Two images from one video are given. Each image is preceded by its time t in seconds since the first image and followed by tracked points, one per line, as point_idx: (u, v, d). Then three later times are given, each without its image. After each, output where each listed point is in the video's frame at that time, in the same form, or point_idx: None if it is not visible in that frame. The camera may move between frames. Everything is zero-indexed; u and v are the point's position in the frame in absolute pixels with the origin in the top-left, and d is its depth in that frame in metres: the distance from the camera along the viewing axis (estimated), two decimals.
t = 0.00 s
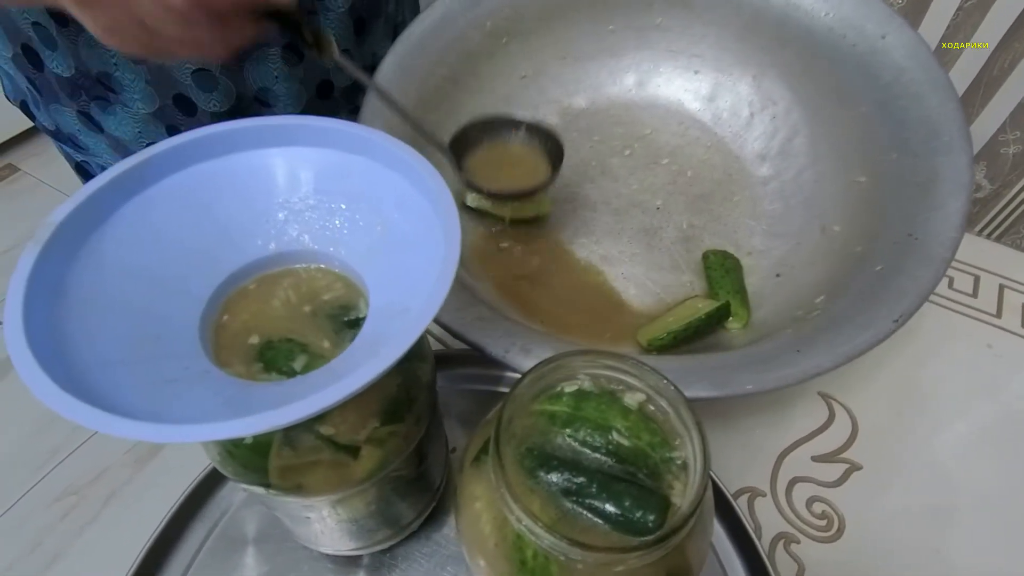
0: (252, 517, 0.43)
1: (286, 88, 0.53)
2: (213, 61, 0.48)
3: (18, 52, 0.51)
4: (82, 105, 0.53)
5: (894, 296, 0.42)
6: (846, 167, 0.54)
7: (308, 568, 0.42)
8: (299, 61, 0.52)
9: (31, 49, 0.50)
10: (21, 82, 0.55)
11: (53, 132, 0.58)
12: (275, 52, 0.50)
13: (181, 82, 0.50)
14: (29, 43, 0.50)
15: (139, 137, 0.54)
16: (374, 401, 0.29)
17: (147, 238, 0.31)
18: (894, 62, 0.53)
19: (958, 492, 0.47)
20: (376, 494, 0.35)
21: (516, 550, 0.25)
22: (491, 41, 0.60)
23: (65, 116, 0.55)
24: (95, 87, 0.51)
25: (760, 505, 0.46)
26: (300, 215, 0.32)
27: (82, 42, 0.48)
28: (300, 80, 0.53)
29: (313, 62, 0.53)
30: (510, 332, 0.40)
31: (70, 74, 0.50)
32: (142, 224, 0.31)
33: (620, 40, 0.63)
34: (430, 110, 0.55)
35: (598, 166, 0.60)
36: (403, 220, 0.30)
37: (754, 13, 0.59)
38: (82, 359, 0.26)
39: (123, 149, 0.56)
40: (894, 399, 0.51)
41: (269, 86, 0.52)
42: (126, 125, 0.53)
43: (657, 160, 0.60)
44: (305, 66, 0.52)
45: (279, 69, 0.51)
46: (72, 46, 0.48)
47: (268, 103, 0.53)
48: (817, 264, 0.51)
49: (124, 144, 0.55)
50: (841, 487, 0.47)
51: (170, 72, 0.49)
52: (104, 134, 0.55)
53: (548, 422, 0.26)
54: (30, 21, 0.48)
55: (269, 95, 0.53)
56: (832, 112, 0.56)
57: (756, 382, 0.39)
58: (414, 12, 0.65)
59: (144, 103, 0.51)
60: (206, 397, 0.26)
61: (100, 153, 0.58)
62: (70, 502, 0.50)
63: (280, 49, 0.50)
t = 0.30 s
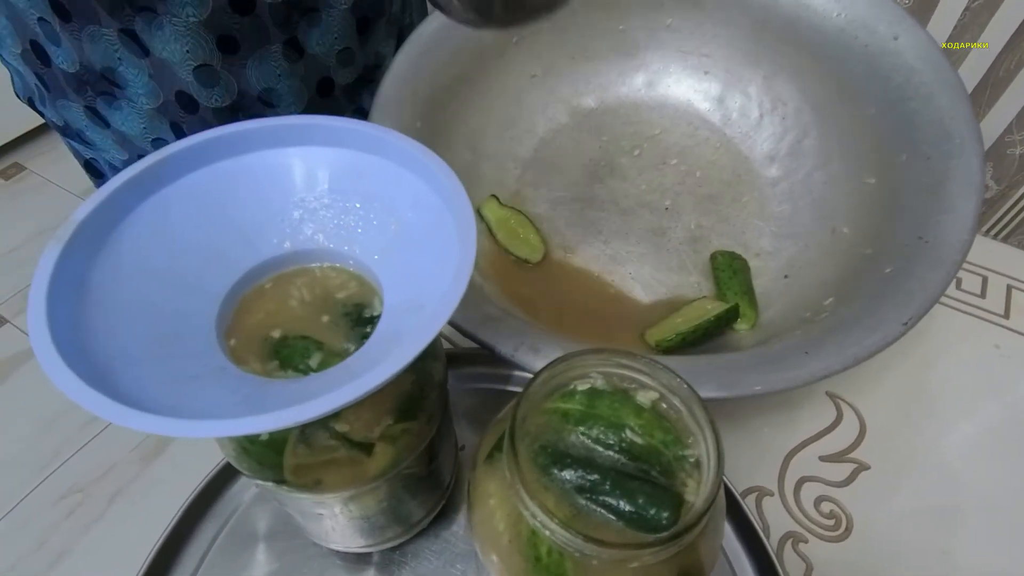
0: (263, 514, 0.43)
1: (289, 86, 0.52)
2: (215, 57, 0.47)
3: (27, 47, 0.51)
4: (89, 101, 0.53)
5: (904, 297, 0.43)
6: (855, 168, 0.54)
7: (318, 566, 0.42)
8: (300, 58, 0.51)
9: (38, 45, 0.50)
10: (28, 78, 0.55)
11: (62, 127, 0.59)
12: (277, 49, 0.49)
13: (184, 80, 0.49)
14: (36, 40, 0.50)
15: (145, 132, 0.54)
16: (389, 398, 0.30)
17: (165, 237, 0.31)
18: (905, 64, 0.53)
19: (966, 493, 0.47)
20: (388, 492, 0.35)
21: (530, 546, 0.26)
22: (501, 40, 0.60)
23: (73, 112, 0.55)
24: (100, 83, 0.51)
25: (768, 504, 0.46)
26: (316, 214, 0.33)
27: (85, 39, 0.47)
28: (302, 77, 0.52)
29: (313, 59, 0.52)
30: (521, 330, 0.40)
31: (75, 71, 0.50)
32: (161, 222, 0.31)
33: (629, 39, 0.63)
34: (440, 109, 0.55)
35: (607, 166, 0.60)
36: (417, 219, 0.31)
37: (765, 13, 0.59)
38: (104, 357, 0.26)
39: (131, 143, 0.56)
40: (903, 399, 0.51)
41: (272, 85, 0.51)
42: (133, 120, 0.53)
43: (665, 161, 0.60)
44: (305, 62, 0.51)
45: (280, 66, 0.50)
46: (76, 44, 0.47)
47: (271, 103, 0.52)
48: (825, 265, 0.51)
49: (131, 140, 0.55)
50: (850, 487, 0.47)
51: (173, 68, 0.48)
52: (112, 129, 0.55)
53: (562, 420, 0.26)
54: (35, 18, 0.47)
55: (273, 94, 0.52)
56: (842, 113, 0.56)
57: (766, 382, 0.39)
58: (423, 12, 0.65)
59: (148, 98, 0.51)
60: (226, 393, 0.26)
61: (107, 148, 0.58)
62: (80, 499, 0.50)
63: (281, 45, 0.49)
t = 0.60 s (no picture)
0: (267, 510, 0.44)
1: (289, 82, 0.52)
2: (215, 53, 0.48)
3: (32, 43, 0.51)
4: (93, 96, 0.53)
5: (905, 296, 0.43)
6: (856, 169, 0.54)
7: (322, 562, 0.42)
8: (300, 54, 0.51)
9: (43, 41, 0.50)
10: (34, 74, 0.56)
11: (67, 123, 0.59)
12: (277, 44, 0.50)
13: (184, 75, 0.49)
14: (41, 35, 0.50)
15: (148, 128, 0.55)
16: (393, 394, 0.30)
17: (174, 233, 0.31)
18: (904, 69, 0.54)
19: (966, 491, 0.47)
20: (392, 487, 0.36)
21: (533, 540, 0.26)
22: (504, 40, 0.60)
23: (77, 107, 0.56)
24: (103, 78, 0.51)
25: (769, 502, 0.46)
26: (322, 212, 0.33)
27: (88, 34, 0.47)
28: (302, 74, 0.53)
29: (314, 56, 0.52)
30: (524, 329, 0.40)
31: (79, 66, 0.50)
32: (170, 219, 0.32)
33: (631, 41, 0.63)
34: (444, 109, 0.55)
35: (608, 167, 0.60)
36: (423, 218, 0.31)
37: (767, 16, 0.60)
38: (115, 350, 0.26)
39: (134, 139, 0.56)
40: (903, 398, 0.52)
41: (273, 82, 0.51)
42: (136, 116, 0.54)
43: (667, 162, 0.61)
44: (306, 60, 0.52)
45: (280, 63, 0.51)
46: (79, 39, 0.48)
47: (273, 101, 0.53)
48: (826, 265, 0.51)
49: (134, 135, 0.56)
50: (850, 485, 0.47)
51: (174, 64, 0.48)
52: (115, 125, 0.56)
53: (565, 416, 0.27)
54: (40, 14, 0.48)
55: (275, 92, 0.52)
56: (843, 115, 0.56)
57: (770, 379, 0.40)
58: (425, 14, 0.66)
59: (151, 93, 0.51)
60: (235, 387, 0.27)
61: (110, 143, 0.58)
62: (84, 496, 0.50)
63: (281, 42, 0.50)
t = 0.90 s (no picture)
0: (269, 508, 0.44)
1: (290, 81, 0.52)
2: (215, 51, 0.48)
3: (34, 41, 0.52)
4: (94, 94, 0.54)
5: (906, 295, 0.43)
6: (857, 170, 0.54)
7: (323, 560, 0.42)
8: (301, 53, 0.51)
9: (44, 38, 0.51)
10: (35, 71, 0.56)
11: (69, 120, 0.59)
12: (278, 44, 0.49)
13: (184, 74, 0.49)
14: (42, 33, 0.50)
15: (148, 125, 0.55)
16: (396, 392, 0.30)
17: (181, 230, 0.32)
18: (905, 69, 0.54)
19: (966, 490, 0.48)
20: (394, 485, 0.36)
21: (535, 535, 0.26)
22: (506, 40, 0.60)
23: (78, 104, 0.56)
24: (104, 76, 0.51)
25: (770, 501, 0.46)
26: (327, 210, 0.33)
27: (89, 32, 0.47)
28: (304, 73, 0.52)
29: (314, 54, 0.52)
30: (526, 327, 0.41)
31: (80, 63, 0.51)
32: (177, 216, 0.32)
33: (632, 41, 0.64)
34: (446, 108, 0.56)
35: (610, 166, 0.60)
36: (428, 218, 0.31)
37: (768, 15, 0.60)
38: (122, 346, 0.27)
39: (135, 136, 0.56)
40: (904, 397, 0.52)
41: (273, 81, 0.51)
42: (136, 114, 0.54)
43: (668, 162, 0.61)
44: (307, 59, 0.52)
45: (281, 61, 0.50)
46: (80, 37, 0.48)
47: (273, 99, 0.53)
48: (826, 265, 0.51)
49: (135, 133, 0.56)
50: (850, 484, 0.47)
51: (174, 62, 0.48)
52: (116, 122, 0.56)
53: (567, 413, 0.27)
54: (41, 12, 0.48)
55: (275, 90, 0.52)
56: (844, 114, 0.56)
57: (771, 378, 0.40)
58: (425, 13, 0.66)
59: (151, 91, 0.51)
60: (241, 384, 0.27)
61: (111, 140, 0.58)
62: (86, 494, 0.51)
63: (282, 40, 0.49)
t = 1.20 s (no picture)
0: (271, 510, 0.44)
1: (290, 83, 0.52)
2: (215, 54, 0.48)
3: (35, 43, 0.52)
4: (94, 96, 0.54)
5: (905, 298, 0.43)
6: (857, 173, 0.54)
7: (325, 563, 0.42)
8: (301, 56, 0.51)
9: (45, 41, 0.51)
10: (37, 74, 0.56)
11: (70, 123, 0.60)
12: (278, 46, 0.49)
13: (184, 76, 0.49)
14: (43, 36, 0.50)
15: (149, 127, 0.55)
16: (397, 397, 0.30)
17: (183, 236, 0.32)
18: (903, 73, 0.54)
19: (965, 493, 0.48)
20: (396, 489, 0.36)
21: (537, 540, 0.26)
22: (507, 43, 0.60)
23: (79, 106, 0.56)
24: (105, 79, 0.52)
25: (770, 504, 0.46)
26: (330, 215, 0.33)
27: (90, 35, 0.48)
28: (304, 75, 0.52)
29: (315, 57, 0.52)
30: (527, 331, 0.41)
31: (81, 66, 0.51)
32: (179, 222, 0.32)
33: (633, 44, 0.64)
34: (447, 111, 0.56)
35: (610, 169, 0.60)
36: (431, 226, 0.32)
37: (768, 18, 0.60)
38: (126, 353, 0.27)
39: (136, 138, 0.56)
40: (903, 400, 0.52)
41: (273, 83, 0.51)
42: (137, 116, 0.54)
43: (668, 164, 0.61)
44: (307, 62, 0.52)
45: (281, 64, 0.50)
46: (81, 40, 0.48)
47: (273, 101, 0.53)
48: (826, 268, 0.52)
49: (135, 135, 0.56)
50: (850, 487, 0.47)
51: (174, 65, 0.48)
52: (117, 125, 0.56)
53: (569, 418, 0.27)
54: (42, 14, 0.48)
55: (275, 93, 0.52)
56: (844, 117, 0.57)
57: (770, 382, 0.40)
58: (426, 16, 0.66)
59: (151, 93, 0.51)
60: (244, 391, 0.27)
61: (112, 142, 0.59)
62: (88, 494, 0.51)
63: (281, 43, 0.49)
